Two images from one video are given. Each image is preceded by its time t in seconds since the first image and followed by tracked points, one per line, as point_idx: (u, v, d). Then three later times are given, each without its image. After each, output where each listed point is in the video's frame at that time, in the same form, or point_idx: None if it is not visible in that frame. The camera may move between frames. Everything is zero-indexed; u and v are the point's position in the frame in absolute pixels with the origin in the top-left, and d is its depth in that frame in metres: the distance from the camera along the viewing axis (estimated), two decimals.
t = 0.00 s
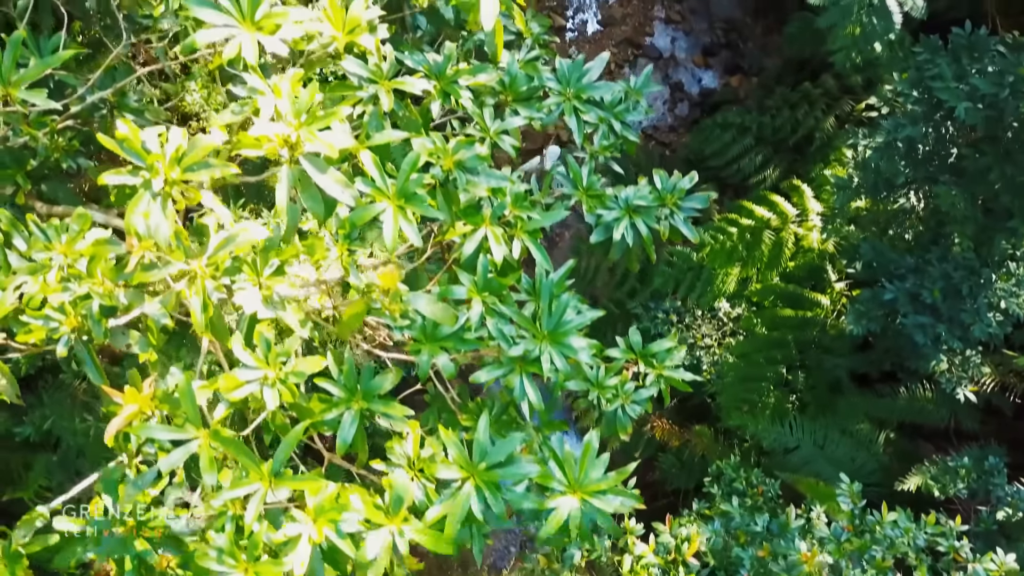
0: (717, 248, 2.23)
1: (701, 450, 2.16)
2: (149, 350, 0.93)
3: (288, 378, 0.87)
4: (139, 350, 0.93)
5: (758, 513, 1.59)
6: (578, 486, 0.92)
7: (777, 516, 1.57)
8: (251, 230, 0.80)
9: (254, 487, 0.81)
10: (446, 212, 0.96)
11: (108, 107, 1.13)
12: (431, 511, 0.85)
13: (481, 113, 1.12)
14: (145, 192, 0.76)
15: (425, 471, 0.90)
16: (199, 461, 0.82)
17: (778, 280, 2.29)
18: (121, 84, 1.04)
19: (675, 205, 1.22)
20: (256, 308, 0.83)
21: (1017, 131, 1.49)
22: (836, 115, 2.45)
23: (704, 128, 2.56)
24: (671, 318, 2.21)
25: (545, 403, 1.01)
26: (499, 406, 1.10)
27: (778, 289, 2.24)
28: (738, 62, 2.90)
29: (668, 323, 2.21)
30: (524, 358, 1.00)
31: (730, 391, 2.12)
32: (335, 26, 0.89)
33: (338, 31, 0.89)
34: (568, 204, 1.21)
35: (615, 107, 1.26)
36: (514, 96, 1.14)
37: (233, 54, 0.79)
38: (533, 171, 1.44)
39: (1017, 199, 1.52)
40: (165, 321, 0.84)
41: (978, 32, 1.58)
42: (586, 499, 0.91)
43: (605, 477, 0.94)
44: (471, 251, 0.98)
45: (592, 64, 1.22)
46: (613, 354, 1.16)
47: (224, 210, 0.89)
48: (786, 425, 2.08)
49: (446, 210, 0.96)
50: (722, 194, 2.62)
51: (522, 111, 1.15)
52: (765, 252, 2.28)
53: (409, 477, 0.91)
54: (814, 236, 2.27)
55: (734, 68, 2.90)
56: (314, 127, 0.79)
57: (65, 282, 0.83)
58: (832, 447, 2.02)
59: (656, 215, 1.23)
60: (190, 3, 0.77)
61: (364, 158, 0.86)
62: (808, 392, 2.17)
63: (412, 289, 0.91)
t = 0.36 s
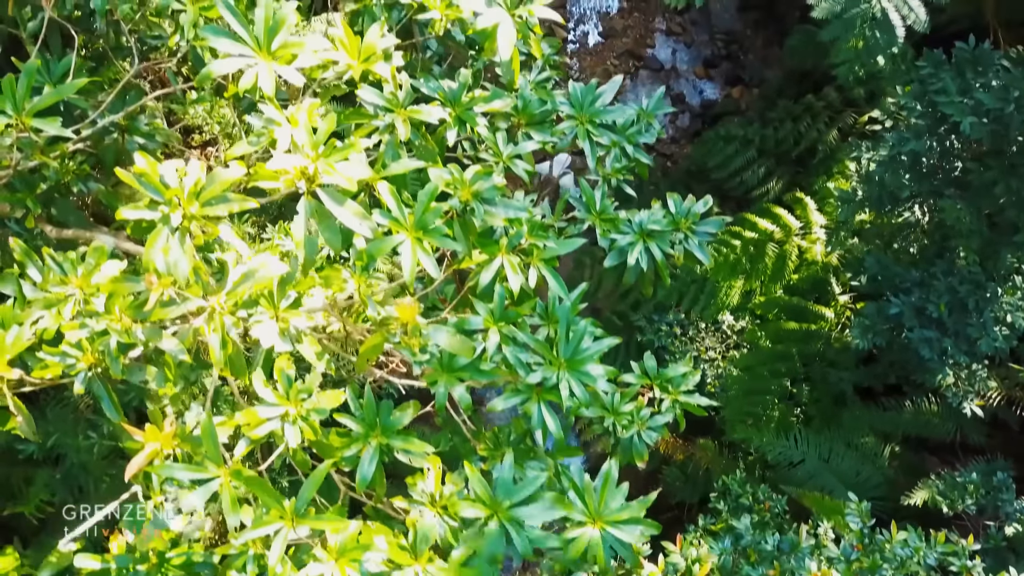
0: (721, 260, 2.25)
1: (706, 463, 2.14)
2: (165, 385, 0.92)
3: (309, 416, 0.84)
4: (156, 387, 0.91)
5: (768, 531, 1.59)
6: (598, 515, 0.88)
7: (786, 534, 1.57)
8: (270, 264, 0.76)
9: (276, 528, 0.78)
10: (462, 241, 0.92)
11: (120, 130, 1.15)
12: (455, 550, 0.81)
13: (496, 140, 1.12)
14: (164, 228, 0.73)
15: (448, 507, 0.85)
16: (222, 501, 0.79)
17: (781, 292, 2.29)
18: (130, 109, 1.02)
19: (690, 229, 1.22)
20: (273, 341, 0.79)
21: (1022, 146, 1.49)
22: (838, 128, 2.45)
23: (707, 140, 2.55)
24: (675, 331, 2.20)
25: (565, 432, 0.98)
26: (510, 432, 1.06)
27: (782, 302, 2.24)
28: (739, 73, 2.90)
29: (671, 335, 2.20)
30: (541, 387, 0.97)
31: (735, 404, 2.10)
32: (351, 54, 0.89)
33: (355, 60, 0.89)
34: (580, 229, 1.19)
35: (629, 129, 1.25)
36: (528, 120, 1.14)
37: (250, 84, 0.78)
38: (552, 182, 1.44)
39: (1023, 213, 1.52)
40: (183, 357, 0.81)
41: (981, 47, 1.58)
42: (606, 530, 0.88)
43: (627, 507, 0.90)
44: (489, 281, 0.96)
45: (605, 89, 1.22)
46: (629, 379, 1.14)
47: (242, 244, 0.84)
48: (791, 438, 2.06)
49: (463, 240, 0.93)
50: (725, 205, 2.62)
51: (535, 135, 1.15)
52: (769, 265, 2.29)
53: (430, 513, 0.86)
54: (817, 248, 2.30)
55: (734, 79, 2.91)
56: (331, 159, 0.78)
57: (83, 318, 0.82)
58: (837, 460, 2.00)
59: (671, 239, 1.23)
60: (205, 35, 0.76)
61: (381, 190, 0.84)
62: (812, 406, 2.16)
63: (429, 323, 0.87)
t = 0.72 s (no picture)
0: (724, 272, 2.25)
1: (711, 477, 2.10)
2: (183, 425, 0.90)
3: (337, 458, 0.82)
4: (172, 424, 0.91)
5: (772, 549, 1.59)
6: (616, 550, 0.89)
7: (791, 552, 1.57)
8: (290, 304, 0.75)
9: (314, 571, 0.75)
10: (479, 273, 0.93)
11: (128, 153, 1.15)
12: None
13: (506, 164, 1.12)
14: (179, 268, 0.75)
15: (478, 545, 0.85)
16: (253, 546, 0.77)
17: (785, 305, 2.29)
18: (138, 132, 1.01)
19: (702, 252, 1.20)
20: (290, 377, 0.79)
21: None
22: (841, 140, 2.46)
23: (709, 153, 2.55)
24: (678, 343, 2.17)
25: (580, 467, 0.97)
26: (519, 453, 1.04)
27: (786, 314, 2.23)
28: (740, 85, 2.91)
29: (674, 348, 2.17)
30: (556, 422, 0.96)
31: (738, 418, 2.10)
32: (364, 83, 0.89)
33: (367, 88, 0.89)
34: (593, 251, 1.20)
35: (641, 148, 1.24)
36: (539, 141, 1.14)
37: (264, 117, 0.78)
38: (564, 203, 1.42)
39: None
40: (200, 396, 0.81)
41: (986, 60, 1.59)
42: (624, 564, 0.88)
43: (645, 544, 0.91)
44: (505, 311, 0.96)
45: (617, 111, 1.21)
46: (643, 407, 1.13)
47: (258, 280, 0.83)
48: (796, 451, 2.06)
49: (481, 274, 0.94)
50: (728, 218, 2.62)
51: (546, 157, 1.15)
52: (772, 277, 2.28)
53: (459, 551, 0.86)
54: (821, 260, 2.29)
55: (735, 90, 2.91)
56: (348, 192, 0.77)
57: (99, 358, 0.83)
58: (842, 473, 2.00)
59: (682, 262, 1.21)
60: (218, 67, 0.76)
61: (397, 222, 0.82)
62: (817, 419, 2.15)
63: (449, 359, 0.85)
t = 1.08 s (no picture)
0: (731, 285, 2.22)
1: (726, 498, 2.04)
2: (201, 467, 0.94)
3: (360, 514, 0.87)
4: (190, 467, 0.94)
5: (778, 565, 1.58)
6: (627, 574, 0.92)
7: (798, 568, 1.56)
8: (307, 347, 0.79)
9: None
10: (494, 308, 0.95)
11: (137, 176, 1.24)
12: None
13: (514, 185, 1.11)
14: (198, 308, 0.77)
15: None
16: None
17: (788, 316, 2.28)
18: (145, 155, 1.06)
19: (714, 276, 1.23)
20: (305, 416, 0.81)
21: None
22: (844, 152, 2.44)
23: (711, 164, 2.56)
24: (681, 355, 2.14)
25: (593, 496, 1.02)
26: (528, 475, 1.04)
27: (790, 327, 2.23)
28: (741, 96, 2.91)
29: (677, 360, 2.15)
30: (571, 448, 1.02)
31: (744, 431, 2.09)
32: (377, 111, 0.90)
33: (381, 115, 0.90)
34: (606, 274, 1.22)
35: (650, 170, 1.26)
36: (550, 163, 1.15)
37: (279, 149, 0.81)
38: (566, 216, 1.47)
39: None
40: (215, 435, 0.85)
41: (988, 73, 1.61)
42: None
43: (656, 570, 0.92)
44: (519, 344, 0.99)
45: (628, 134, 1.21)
46: (655, 432, 1.16)
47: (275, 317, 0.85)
48: (801, 465, 2.05)
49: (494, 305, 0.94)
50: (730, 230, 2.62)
51: (558, 179, 1.16)
52: (775, 289, 2.28)
53: None
54: (824, 272, 2.28)
55: (736, 101, 2.91)
56: (364, 226, 0.78)
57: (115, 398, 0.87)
58: (847, 486, 1.99)
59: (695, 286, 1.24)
60: (234, 101, 0.78)
61: (411, 254, 0.84)
62: (821, 431, 2.14)
63: (465, 396, 0.90)
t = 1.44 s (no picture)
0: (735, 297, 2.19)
1: (732, 515, 2.02)
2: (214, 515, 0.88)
3: (377, 561, 0.88)
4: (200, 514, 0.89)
5: None
6: None
7: None
8: (323, 395, 0.80)
9: None
10: (508, 348, 0.95)
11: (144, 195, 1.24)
12: None
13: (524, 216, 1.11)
14: (209, 358, 0.75)
15: None
16: None
17: (791, 328, 2.28)
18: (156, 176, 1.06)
19: (727, 301, 1.23)
20: (320, 458, 0.82)
21: None
22: (845, 163, 2.45)
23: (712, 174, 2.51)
24: (684, 367, 2.11)
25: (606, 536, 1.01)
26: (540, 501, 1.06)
27: (793, 338, 2.22)
28: (741, 106, 2.90)
29: (680, 372, 2.11)
30: (583, 491, 1.00)
31: (747, 443, 2.06)
32: (386, 143, 0.87)
33: (390, 147, 0.88)
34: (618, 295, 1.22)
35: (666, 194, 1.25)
36: (562, 185, 1.14)
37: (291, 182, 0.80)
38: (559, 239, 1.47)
39: None
40: (228, 483, 0.82)
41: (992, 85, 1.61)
42: None
43: None
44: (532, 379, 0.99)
45: (642, 156, 1.20)
46: (668, 463, 1.15)
47: (286, 359, 0.83)
48: (805, 477, 2.04)
49: (508, 344, 0.95)
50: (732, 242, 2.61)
51: (570, 200, 1.15)
52: (779, 300, 2.27)
53: None
54: (827, 283, 2.29)
55: (737, 112, 2.90)
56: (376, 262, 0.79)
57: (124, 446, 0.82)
58: (851, 499, 1.97)
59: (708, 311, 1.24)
60: (245, 133, 0.77)
61: (424, 292, 0.84)
62: (825, 444, 2.12)
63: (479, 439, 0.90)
